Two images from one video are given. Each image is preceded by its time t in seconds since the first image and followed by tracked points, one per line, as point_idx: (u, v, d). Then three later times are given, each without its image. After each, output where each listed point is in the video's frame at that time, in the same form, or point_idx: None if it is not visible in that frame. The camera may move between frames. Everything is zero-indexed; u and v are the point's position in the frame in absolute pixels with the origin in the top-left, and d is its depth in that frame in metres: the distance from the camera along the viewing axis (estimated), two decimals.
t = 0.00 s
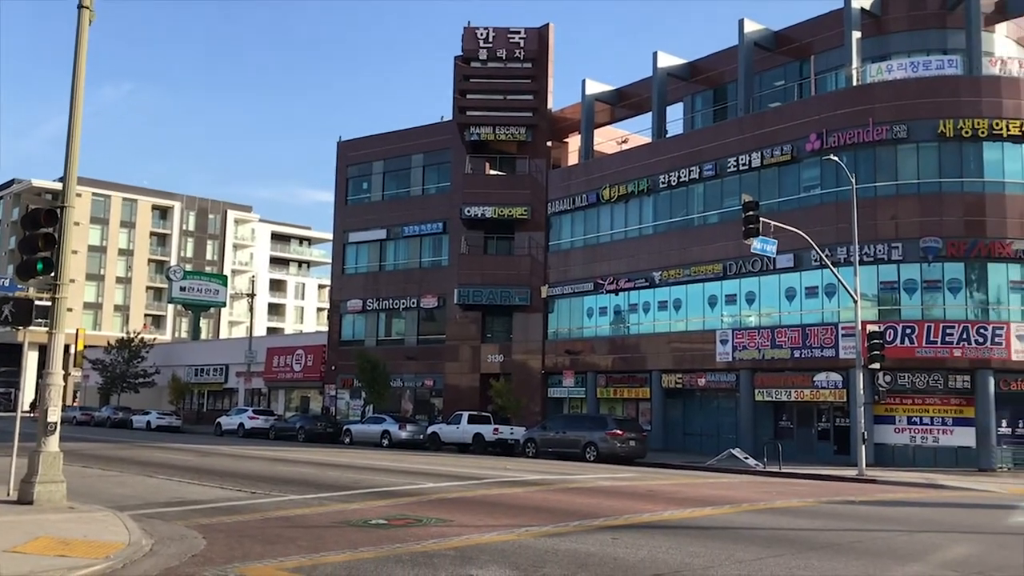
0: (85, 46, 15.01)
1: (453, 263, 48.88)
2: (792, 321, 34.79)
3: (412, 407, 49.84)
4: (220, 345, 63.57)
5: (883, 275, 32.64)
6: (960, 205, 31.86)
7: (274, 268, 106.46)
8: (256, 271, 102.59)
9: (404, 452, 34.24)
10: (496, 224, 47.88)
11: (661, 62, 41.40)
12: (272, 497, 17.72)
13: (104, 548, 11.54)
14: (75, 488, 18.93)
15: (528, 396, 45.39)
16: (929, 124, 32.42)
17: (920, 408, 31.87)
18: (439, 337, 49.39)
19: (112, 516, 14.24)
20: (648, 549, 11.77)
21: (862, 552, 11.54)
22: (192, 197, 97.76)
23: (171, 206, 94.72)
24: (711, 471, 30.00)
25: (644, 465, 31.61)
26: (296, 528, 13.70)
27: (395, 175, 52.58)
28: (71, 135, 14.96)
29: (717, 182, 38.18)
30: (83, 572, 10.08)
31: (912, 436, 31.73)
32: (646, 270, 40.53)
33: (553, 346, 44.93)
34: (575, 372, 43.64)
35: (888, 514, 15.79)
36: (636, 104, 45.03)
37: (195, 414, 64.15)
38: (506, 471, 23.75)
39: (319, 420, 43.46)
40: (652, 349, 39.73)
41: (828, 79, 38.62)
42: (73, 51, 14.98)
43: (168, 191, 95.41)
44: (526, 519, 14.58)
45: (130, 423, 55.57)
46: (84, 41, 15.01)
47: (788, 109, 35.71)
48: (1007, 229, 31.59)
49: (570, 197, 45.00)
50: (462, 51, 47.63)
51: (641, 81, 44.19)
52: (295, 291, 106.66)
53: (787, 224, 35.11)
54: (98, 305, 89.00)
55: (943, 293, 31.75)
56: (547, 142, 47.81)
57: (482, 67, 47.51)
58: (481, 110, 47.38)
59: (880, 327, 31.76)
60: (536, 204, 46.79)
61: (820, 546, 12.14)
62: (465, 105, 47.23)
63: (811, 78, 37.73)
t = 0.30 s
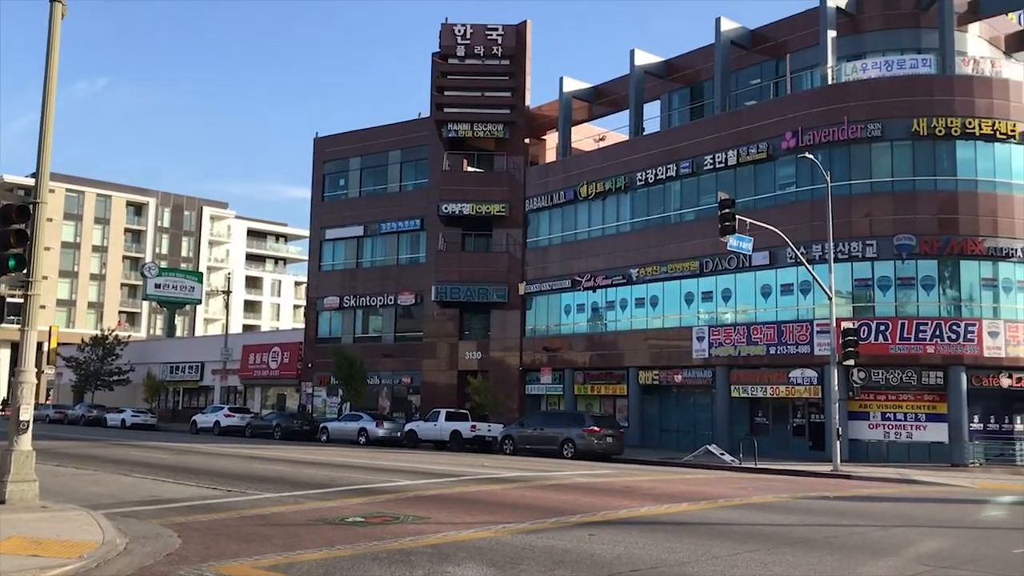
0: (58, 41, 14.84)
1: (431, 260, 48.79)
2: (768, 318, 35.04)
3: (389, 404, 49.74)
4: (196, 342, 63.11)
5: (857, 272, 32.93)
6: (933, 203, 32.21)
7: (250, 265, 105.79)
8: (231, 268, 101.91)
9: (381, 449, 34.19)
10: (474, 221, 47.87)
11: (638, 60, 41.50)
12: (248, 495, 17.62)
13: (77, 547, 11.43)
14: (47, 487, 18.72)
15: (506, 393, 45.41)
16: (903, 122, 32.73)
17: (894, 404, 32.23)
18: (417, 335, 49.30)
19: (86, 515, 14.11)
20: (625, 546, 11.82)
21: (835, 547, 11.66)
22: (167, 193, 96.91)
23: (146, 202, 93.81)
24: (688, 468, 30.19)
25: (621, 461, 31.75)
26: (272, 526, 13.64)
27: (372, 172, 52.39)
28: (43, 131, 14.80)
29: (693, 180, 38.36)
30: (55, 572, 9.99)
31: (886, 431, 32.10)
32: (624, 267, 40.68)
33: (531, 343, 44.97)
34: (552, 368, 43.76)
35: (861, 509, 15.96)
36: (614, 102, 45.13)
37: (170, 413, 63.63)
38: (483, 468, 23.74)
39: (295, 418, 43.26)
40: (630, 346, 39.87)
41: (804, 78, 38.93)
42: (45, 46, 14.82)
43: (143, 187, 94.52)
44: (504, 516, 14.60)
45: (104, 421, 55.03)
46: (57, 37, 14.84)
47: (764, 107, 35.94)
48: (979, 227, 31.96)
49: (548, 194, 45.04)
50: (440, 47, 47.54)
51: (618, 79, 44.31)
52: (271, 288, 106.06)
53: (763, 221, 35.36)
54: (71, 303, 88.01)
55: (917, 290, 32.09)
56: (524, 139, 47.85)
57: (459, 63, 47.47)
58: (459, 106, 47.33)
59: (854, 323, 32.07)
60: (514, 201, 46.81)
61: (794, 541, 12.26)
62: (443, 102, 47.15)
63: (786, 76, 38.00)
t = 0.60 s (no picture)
0: (33, 36, 14.69)
1: (410, 258, 48.69)
2: (745, 317, 35.26)
3: (368, 403, 49.62)
4: (173, 341, 62.65)
5: (834, 271, 33.22)
6: (909, 203, 32.53)
7: (228, 263, 105.13)
8: (209, 266, 101.24)
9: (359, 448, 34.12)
10: (453, 219, 47.82)
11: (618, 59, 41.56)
12: (225, 494, 17.53)
13: (51, 548, 11.32)
14: (21, 487, 18.51)
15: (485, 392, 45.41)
16: (879, 122, 33.01)
17: (870, 402, 32.54)
18: (396, 333, 49.18)
19: (61, 515, 13.97)
20: (603, 544, 11.87)
21: (811, 545, 11.77)
22: (144, 191, 96.10)
23: (123, 199, 92.97)
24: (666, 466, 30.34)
25: (599, 460, 31.85)
26: (250, 525, 13.57)
27: (350, 170, 52.19)
28: (17, 127, 14.63)
29: (672, 179, 38.51)
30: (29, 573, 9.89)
31: (863, 429, 32.45)
32: (603, 266, 40.78)
33: (510, 342, 45.00)
34: (532, 367, 43.81)
35: (838, 507, 16.09)
36: (594, 101, 45.23)
37: (146, 412, 63.15)
38: (462, 467, 23.72)
39: (273, 417, 43.05)
40: (609, 344, 39.98)
41: (781, 78, 39.20)
42: (20, 41, 14.66)
43: (119, 184, 93.70)
44: (483, 515, 14.61)
45: (80, 421, 54.51)
46: (31, 33, 14.68)
47: (742, 107, 36.14)
48: (954, 227, 32.30)
49: (527, 193, 45.07)
50: (419, 45, 47.44)
51: (598, 78, 44.41)
52: (249, 286, 105.46)
53: (740, 221, 35.57)
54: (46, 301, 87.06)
55: (893, 289, 32.41)
56: (504, 137, 47.87)
57: (439, 62, 47.38)
58: (438, 105, 47.25)
59: (831, 322, 32.35)
60: (493, 200, 46.81)
61: (771, 538, 12.35)
62: (422, 100, 47.06)
63: (764, 76, 38.23)
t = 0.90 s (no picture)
0: (8, 33, 14.52)
1: (389, 258, 48.57)
2: (723, 317, 35.46)
3: (346, 404, 49.44)
4: (150, 341, 62.16)
5: (811, 273, 33.48)
6: (886, 205, 32.82)
7: (205, 263, 104.44)
8: (186, 266, 100.53)
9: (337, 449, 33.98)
10: (433, 219, 47.78)
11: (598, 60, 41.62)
12: (202, 495, 17.42)
13: (26, 549, 11.23)
14: None
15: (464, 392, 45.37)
16: (857, 125, 33.31)
17: (846, 403, 32.81)
18: (375, 334, 49.04)
19: (35, 516, 13.84)
20: (581, 544, 11.91)
21: (788, 544, 11.87)
22: (121, 189, 95.25)
23: (100, 198, 92.13)
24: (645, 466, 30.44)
25: (578, 460, 31.91)
26: (227, 526, 13.50)
27: (330, 169, 51.99)
28: None
29: (652, 180, 38.65)
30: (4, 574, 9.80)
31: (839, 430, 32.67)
32: (583, 267, 40.85)
33: (490, 342, 45.00)
34: (511, 368, 43.82)
35: (815, 507, 16.21)
36: (574, 102, 45.31)
37: (123, 412, 62.61)
38: (441, 468, 23.68)
39: (251, 417, 42.78)
40: (588, 345, 40.06)
41: (760, 80, 39.48)
42: None
43: (96, 182, 92.82)
44: (461, 515, 14.61)
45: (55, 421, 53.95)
46: (8, 30, 14.54)
47: (721, 109, 36.33)
48: (930, 229, 32.63)
49: (507, 193, 45.08)
50: (399, 45, 47.34)
51: (578, 79, 44.50)
52: (227, 286, 104.84)
53: (719, 222, 35.76)
54: (21, 300, 86.06)
55: (869, 291, 32.68)
56: (484, 138, 47.87)
57: (419, 61, 47.33)
58: (418, 105, 47.17)
59: (808, 323, 32.59)
60: (473, 200, 46.80)
61: (748, 538, 12.43)
62: (402, 100, 46.96)
63: (743, 78, 38.46)
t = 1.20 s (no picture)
0: None
1: (368, 260, 48.44)
2: (702, 320, 35.65)
3: (324, 406, 49.22)
4: (127, 342, 61.62)
5: (789, 276, 33.75)
6: (862, 209, 33.13)
7: (183, 265, 103.65)
8: (164, 267, 99.75)
9: (316, 451, 33.81)
10: (413, 221, 47.72)
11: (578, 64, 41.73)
12: (178, 498, 17.30)
13: None
14: None
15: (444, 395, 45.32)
16: (834, 130, 33.59)
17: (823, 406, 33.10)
18: (355, 336, 48.90)
19: (8, 520, 13.69)
20: (560, 547, 11.93)
21: (764, 546, 11.95)
22: (98, 190, 94.37)
23: (76, 199, 91.25)
24: (622, 469, 30.56)
25: (557, 463, 31.95)
26: (203, 530, 13.41)
27: (309, 171, 51.79)
28: None
29: (631, 184, 38.80)
30: None
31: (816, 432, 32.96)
32: (562, 270, 40.92)
33: (469, 345, 44.98)
34: (491, 370, 43.78)
35: (791, 509, 16.33)
36: (554, 105, 45.46)
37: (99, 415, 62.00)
38: (419, 471, 23.64)
39: (228, 420, 42.50)
40: (567, 348, 40.14)
41: (738, 85, 39.69)
42: None
43: (72, 183, 91.92)
44: (439, 518, 14.60)
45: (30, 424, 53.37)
46: None
47: (700, 113, 36.54)
48: (906, 233, 32.96)
49: (487, 196, 45.09)
50: (379, 47, 47.24)
51: (558, 82, 44.59)
52: (204, 288, 104.11)
53: (697, 226, 35.96)
54: None
55: (846, 294, 32.96)
56: (464, 140, 47.85)
57: (399, 63, 47.28)
58: (399, 107, 47.09)
59: (785, 327, 32.85)
60: (453, 202, 46.79)
61: (726, 540, 12.50)
62: (382, 102, 46.87)
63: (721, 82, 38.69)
